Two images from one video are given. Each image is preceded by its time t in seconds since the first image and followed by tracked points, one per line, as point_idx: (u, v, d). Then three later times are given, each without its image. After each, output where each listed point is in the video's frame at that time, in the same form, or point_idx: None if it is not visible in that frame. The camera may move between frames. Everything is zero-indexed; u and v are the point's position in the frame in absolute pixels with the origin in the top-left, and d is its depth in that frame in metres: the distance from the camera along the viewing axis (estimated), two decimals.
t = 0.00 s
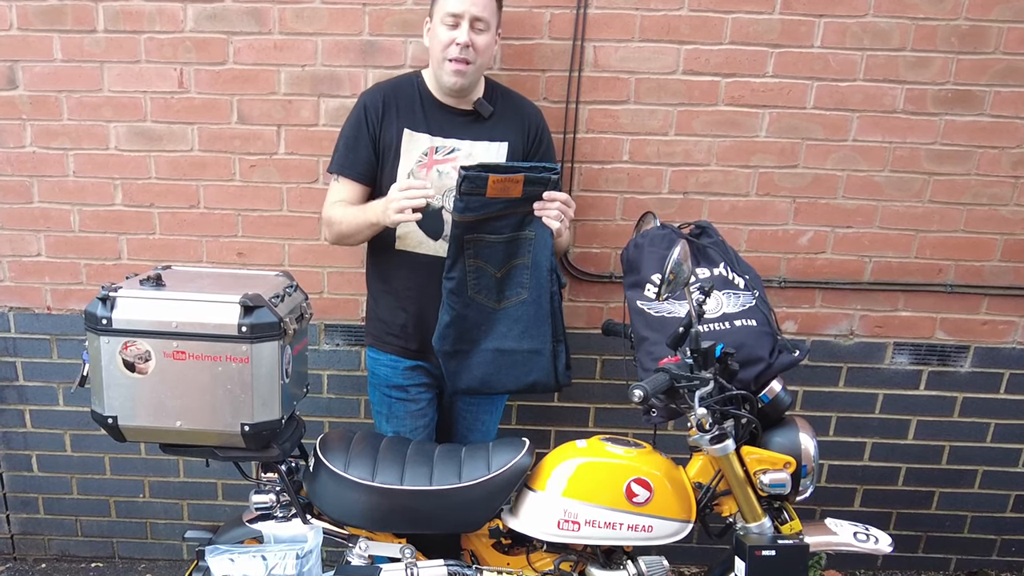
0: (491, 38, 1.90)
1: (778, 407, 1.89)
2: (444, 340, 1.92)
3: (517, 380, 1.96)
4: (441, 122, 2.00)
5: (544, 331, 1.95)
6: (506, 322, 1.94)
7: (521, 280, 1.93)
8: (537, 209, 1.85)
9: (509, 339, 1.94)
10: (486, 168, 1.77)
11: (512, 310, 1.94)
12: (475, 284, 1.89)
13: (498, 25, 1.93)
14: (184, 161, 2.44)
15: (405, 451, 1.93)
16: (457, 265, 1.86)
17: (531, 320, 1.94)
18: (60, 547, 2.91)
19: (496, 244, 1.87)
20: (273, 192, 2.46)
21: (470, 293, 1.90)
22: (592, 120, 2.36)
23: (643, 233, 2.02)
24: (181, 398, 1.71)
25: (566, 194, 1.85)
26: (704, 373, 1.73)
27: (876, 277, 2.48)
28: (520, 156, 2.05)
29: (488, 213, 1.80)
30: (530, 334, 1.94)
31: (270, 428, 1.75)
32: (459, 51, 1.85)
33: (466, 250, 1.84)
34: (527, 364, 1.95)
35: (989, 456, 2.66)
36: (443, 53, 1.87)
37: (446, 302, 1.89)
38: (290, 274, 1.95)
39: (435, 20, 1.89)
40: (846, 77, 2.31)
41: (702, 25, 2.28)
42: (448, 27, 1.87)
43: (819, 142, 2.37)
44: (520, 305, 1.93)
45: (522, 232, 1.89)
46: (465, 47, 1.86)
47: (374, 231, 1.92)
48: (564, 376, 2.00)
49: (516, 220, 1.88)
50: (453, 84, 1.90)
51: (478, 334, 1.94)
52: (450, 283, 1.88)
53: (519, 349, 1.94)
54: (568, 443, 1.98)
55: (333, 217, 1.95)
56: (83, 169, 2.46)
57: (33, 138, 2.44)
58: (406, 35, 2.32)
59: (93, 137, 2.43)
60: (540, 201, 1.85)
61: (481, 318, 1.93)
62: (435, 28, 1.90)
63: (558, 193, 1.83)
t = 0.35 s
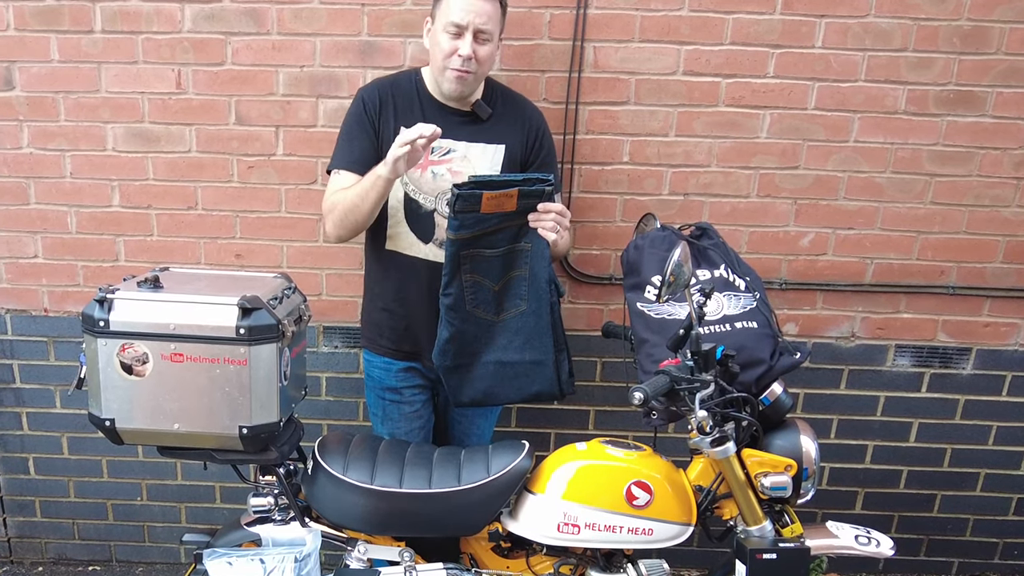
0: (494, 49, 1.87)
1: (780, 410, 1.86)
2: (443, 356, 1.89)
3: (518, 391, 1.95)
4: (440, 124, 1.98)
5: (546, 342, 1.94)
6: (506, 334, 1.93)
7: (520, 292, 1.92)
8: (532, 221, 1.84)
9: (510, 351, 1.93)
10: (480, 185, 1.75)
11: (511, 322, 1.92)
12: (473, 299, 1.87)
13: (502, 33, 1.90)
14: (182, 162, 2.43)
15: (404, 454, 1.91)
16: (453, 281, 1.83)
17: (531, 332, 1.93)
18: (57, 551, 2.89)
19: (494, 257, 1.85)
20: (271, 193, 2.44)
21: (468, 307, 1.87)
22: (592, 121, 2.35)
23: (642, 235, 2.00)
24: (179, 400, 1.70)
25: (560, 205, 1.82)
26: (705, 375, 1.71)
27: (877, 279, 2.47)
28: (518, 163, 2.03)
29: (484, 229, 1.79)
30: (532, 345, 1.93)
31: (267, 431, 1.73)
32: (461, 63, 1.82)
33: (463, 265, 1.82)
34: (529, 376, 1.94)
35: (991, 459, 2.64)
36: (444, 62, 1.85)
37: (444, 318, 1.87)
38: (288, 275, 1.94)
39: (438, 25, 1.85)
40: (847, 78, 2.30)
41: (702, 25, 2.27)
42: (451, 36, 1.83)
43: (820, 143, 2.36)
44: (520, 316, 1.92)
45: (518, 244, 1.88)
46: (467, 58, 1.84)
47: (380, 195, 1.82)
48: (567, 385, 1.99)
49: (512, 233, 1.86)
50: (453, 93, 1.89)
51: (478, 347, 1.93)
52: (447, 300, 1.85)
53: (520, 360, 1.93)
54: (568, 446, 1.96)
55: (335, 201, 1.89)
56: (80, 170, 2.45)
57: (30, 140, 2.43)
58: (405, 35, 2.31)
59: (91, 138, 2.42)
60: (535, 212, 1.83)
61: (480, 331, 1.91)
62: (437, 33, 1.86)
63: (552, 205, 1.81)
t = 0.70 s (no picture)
0: (493, 45, 1.86)
1: (781, 413, 1.85)
2: (442, 360, 1.88)
3: (520, 399, 1.93)
4: (433, 128, 1.94)
5: (547, 348, 1.92)
6: (506, 339, 1.91)
7: (522, 295, 1.90)
8: (536, 221, 1.83)
9: (510, 357, 1.90)
10: (483, 182, 1.74)
11: (511, 327, 1.90)
12: (473, 301, 1.86)
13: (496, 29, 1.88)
14: (180, 163, 2.42)
15: (402, 457, 1.89)
16: (453, 283, 1.83)
17: (533, 337, 1.91)
18: (54, 554, 2.87)
19: (495, 258, 1.84)
20: (269, 194, 2.43)
21: (468, 310, 1.86)
22: (592, 122, 2.34)
23: (643, 236, 1.99)
24: (176, 403, 1.68)
25: (567, 206, 1.83)
26: (705, 378, 1.70)
27: (878, 280, 2.45)
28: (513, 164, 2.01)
29: (486, 228, 1.78)
30: (533, 351, 1.91)
31: (266, 433, 1.72)
32: (466, 60, 1.79)
33: (463, 266, 1.82)
34: (529, 383, 1.92)
35: (993, 462, 2.63)
36: (446, 59, 1.80)
37: (443, 321, 1.86)
38: (287, 276, 1.92)
39: (435, 21, 1.81)
40: (849, 78, 2.29)
41: (703, 25, 2.26)
42: (451, 32, 1.79)
43: (821, 144, 2.35)
44: (521, 321, 1.90)
45: (522, 245, 1.87)
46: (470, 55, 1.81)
47: (372, 222, 1.80)
48: (570, 393, 1.97)
49: (515, 233, 1.85)
50: (455, 91, 1.85)
51: (477, 352, 1.91)
52: (447, 302, 1.84)
53: (521, 367, 1.91)
54: (568, 449, 1.95)
55: (326, 223, 1.85)
56: (77, 172, 2.44)
57: (27, 141, 2.41)
58: (404, 36, 2.30)
59: (88, 139, 2.41)
60: (541, 212, 1.83)
61: (479, 335, 1.90)
62: (434, 30, 1.81)
63: (558, 204, 1.81)
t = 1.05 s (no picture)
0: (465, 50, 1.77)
1: (781, 415, 1.83)
2: (448, 370, 1.85)
3: (533, 404, 1.90)
4: (411, 137, 1.85)
5: (559, 349, 1.90)
6: (514, 343, 1.88)
7: (528, 295, 1.88)
8: (540, 218, 1.81)
9: (520, 361, 1.88)
10: (483, 179, 1.72)
11: (518, 330, 1.88)
12: (478, 306, 1.83)
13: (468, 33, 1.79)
14: (177, 164, 2.40)
15: (401, 460, 1.88)
16: (457, 287, 1.80)
17: (542, 338, 1.88)
18: (51, 557, 2.86)
19: (499, 259, 1.82)
20: (267, 196, 2.42)
21: (473, 316, 1.84)
22: (593, 123, 2.32)
23: (643, 238, 1.99)
24: (174, 405, 1.67)
25: (570, 201, 1.80)
26: (706, 380, 1.69)
27: (880, 282, 2.44)
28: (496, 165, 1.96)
29: (490, 226, 1.76)
30: (543, 354, 1.89)
31: (264, 436, 1.71)
32: (437, 67, 1.70)
33: (467, 268, 1.79)
34: (542, 388, 1.90)
35: (995, 465, 2.62)
36: (417, 66, 1.71)
37: (449, 329, 1.83)
38: (285, 278, 1.91)
39: (404, 26, 1.71)
40: (850, 78, 2.28)
41: (703, 26, 2.25)
42: (422, 37, 1.70)
43: (822, 145, 2.34)
44: (528, 324, 1.88)
45: (526, 244, 1.84)
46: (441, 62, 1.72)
47: (363, 253, 1.71)
48: (584, 394, 1.94)
49: (518, 232, 1.83)
50: (426, 100, 1.75)
51: (484, 359, 1.88)
52: (451, 308, 1.81)
53: (532, 371, 1.89)
54: (568, 452, 1.93)
55: (313, 253, 1.74)
56: (74, 173, 2.42)
57: (24, 142, 2.40)
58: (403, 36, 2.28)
59: (86, 140, 2.39)
60: (545, 208, 1.81)
61: (486, 341, 1.87)
62: (402, 35, 1.71)
63: (561, 199, 1.79)
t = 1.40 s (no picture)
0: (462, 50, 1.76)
1: (782, 418, 1.82)
2: (459, 377, 1.82)
3: (545, 406, 1.89)
4: (403, 138, 1.83)
5: (571, 350, 1.90)
6: (523, 347, 1.86)
7: (537, 299, 1.86)
8: (547, 220, 1.81)
9: (530, 365, 1.87)
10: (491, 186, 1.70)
11: (527, 334, 1.86)
12: (487, 312, 1.81)
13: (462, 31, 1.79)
14: (175, 165, 2.39)
15: (400, 462, 1.86)
16: (467, 294, 1.77)
17: (553, 341, 1.88)
18: (48, 560, 2.84)
19: (509, 264, 1.80)
20: (265, 197, 2.41)
21: (482, 322, 1.81)
22: (593, 124, 2.31)
23: (643, 239, 1.97)
24: (172, 408, 1.65)
25: (575, 202, 1.81)
26: (706, 382, 1.67)
27: (882, 284, 2.43)
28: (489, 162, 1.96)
29: (499, 232, 1.73)
30: (553, 356, 1.88)
31: (262, 438, 1.69)
32: (439, 69, 1.69)
33: (476, 275, 1.76)
34: (554, 389, 1.89)
35: (998, 467, 2.60)
36: (419, 68, 1.69)
37: (459, 337, 1.80)
38: (283, 280, 1.89)
39: (403, 27, 1.68)
40: (852, 79, 2.27)
41: (704, 26, 2.24)
42: (422, 39, 1.68)
43: (824, 146, 2.32)
44: (538, 327, 1.87)
45: (535, 246, 1.83)
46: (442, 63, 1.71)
47: (364, 248, 1.68)
48: (595, 392, 1.94)
49: (525, 236, 1.81)
50: (428, 101, 1.74)
51: (495, 365, 1.85)
52: (461, 315, 1.79)
53: (542, 374, 1.88)
54: (568, 454, 1.92)
55: (310, 257, 1.71)
56: (71, 174, 2.41)
57: (20, 143, 2.39)
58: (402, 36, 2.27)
59: (83, 141, 2.38)
60: (551, 211, 1.81)
61: (495, 347, 1.84)
62: (402, 36, 1.68)
63: (568, 202, 1.79)
